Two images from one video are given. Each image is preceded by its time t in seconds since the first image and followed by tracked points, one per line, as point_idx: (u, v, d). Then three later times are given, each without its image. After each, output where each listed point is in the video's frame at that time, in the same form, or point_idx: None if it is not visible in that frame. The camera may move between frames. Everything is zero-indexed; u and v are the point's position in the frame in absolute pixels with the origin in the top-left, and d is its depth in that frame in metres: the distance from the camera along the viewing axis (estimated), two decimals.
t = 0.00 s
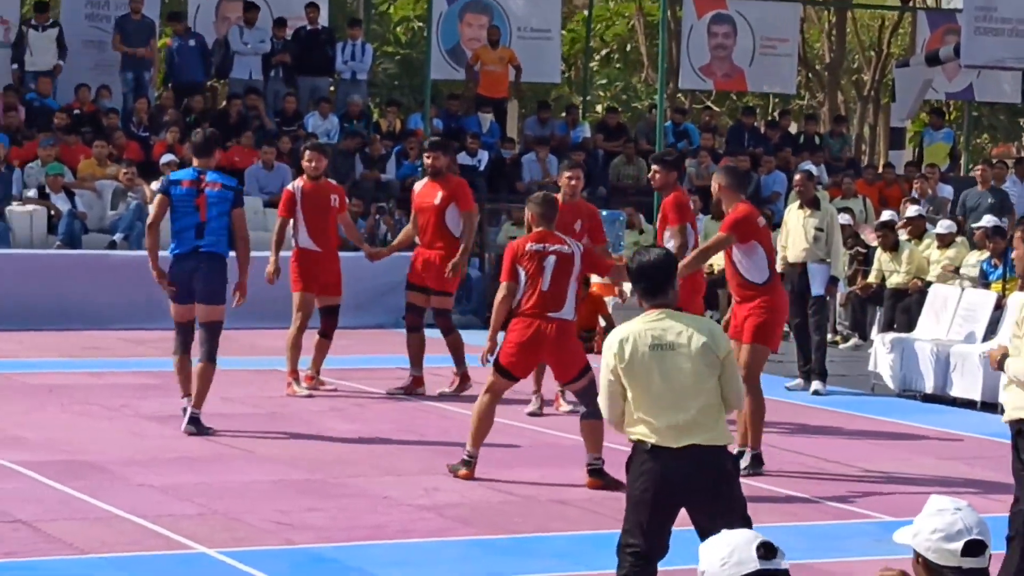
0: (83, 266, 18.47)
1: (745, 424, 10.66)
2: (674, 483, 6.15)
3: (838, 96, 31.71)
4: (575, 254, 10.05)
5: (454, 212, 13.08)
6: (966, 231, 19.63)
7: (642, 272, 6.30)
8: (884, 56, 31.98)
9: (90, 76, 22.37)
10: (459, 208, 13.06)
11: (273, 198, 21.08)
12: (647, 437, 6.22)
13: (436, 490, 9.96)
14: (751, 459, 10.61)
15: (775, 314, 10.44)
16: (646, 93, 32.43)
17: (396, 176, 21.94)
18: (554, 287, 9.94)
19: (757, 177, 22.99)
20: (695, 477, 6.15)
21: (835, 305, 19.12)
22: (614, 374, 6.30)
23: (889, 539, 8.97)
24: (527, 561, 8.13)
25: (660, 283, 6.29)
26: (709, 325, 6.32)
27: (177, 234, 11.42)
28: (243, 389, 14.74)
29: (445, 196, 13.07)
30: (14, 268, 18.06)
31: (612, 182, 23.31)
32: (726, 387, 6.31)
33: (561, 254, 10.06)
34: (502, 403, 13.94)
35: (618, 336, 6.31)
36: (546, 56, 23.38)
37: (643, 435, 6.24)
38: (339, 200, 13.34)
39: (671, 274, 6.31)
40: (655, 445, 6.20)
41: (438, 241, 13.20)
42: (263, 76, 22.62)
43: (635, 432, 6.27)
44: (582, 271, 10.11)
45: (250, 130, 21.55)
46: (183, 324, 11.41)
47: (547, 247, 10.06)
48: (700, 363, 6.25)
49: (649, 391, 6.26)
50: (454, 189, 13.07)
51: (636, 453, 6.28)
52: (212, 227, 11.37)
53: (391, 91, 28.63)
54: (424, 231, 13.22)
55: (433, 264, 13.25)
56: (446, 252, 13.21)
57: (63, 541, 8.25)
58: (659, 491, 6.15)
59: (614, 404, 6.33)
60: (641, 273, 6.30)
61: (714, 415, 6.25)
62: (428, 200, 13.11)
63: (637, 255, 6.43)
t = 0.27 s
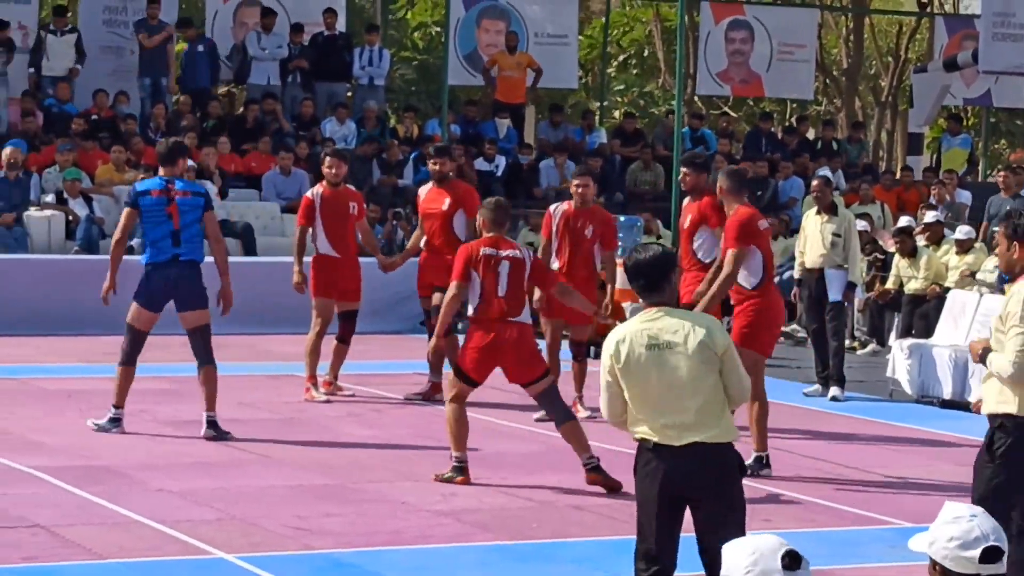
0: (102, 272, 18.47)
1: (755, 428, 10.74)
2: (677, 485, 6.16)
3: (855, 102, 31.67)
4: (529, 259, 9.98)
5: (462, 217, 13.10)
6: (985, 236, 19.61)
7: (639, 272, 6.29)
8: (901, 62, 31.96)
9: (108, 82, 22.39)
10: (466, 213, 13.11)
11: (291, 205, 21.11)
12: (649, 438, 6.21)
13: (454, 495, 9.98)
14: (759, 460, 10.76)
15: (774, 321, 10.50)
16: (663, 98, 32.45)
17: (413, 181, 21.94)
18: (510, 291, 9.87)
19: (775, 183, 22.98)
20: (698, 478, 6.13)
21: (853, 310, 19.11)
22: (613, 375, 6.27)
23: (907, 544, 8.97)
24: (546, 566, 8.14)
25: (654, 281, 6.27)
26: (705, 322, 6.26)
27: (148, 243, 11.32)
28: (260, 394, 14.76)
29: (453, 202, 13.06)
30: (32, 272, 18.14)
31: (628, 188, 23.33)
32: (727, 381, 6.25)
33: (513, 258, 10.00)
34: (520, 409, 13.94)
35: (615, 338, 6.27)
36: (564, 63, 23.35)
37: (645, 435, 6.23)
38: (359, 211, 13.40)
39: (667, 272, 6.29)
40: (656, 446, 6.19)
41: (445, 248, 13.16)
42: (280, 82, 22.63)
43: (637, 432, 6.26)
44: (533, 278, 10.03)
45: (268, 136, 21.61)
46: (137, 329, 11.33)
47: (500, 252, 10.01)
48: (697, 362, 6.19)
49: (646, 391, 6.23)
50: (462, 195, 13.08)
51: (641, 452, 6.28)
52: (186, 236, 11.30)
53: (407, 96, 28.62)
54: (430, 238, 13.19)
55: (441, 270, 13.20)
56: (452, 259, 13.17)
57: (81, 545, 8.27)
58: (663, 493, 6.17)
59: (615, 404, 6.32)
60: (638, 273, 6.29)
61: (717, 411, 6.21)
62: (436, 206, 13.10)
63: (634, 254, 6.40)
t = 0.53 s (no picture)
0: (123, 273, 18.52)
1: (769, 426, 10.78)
2: (694, 498, 5.88)
3: (877, 102, 31.63)
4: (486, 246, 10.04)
5: (477, 217, 13.05)
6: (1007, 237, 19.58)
7: (679, 274, 5.93)
8: (923, 62, 31.95)
9: (131, 82, 22.45)
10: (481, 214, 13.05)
11: (312, 205, 21.13)
12: (673, 447, 5.89)
13: (477, 495, 9.99)
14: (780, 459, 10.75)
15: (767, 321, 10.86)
16: (685, 99, 32.46)
17: (434, 181, 21.95)
18: (466, 276, 9.91)
19: (796, 183, 22.97)
20: (718, 493, 5.85)
21: (875, 311, 19.11)
22: (642, 380, 5.92)
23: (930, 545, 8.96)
24: (568, 567, 8.13)
25: (697, 284, 5.90)
26: (744, 333, 5.93)
27: (121, 236, 11.39)
28: (282, 394, 14.78)
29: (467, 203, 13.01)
30: (60, 271, 18.24)
31: (650, 187, 23.33)
32: (756, 395, 5.94)
33: (472, 245, 10.03)
34: (542, 409, 13.95)
35: (649, 340, 5.92)
36: (586, 63, 23.38)
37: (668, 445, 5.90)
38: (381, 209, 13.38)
39: (709, 278, 5.92)
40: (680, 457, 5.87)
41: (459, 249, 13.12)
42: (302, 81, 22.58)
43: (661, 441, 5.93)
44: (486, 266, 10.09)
45: (289, 136, 21.65)
46: (127, 324, 11.35)
47: (457, 239, 10.01)
48: (731, 373, 5.87)
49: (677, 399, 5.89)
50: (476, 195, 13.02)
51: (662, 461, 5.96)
52: (160, 228, 11.45)
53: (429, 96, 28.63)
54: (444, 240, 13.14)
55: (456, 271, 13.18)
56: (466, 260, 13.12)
57: (104, 545, 8.28)
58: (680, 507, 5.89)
59: (639, 410, 5.96)
60: (678, 275, 5.92)
61: (744, 426, 5.89)
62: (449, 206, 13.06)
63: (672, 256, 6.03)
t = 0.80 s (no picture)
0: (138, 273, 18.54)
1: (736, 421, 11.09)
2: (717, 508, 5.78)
3: (893, 102, 31.59)
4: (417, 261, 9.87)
5: (485, 216, 12.99)
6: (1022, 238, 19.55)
7: (721, 275, 5.86)
8: (937, 63, 31.93)
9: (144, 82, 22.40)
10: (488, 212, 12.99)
11: (326, 205, 21.14)
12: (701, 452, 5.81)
13: (491, 495, 9.98)
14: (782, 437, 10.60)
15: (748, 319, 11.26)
16: (699, 99, 32.46)
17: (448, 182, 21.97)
18: (393, 290, 9.76)
19: (810, 184, 22.95)
20: (741, 500, 5.76)
21: (889, 312, 19.11)
22: (674, 378, 5.83)
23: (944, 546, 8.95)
24: (582, 566, 8.14)
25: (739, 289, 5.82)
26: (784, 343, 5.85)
27: (100, 241, 11.45)
28: (296, 394, 14.78)
29: (473, 201, 12.98)
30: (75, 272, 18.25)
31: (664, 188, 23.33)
32: (790, 411, 5.86)
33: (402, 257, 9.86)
34: (556, 409, 13.95)
35: (686, 338, 5.85)
36: (600, 64, 23.39)
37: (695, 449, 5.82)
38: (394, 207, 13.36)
39: (756, 285, 5.85)
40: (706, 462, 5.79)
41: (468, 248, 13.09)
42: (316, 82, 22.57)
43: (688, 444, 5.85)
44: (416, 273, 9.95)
45: (304, 136, 21.67)
46: (117, 323, 11.46)
47: (388, 249, 9.85)
48: (767, 382, 5.80)
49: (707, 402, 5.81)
50: (484, 193, 12.98)
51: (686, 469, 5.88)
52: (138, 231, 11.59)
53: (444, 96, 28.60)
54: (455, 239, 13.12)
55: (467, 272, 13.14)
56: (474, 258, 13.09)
57: (118, 544, 8.29)
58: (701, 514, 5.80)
59: (667, 410, 5.87)
60: (721, 277, 5.84)
61: (772, 438, 5.81)
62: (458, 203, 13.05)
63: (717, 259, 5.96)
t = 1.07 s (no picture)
0: (154, 273, 18.55)
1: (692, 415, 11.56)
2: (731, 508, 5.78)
3: (910, 103, 31.55)
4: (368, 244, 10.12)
5: (498, 216, 12.99)
6: None
7: (757, 272, 5.86)
8: (955, 64, 31.90)
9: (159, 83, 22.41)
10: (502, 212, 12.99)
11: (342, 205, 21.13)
12: (719, 449, 5.79)
13: (508, 496, 9.99)
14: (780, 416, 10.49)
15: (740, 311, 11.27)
16: (716, 99, 32.43)
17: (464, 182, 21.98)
18: (344, 268, 9.99)
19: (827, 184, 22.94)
20: (757, 502, 5.76)
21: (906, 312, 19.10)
22: (699, 373, 5.82)
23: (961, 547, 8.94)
24: (598, 567, 8.14)
25: (772, 287, 5.82)
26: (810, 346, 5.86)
27: (76, 238, 11.53)
28: (312, 394, 14.79)
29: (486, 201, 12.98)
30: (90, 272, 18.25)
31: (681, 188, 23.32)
32: (811, 415, 5.87)
33: (354, 239, 10.12)
34: (572, 409, 13.95)
35: (714, 333, 5.84)
36: (616, 63, 23.37)
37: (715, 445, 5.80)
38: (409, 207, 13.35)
39: (789, 286, 5.85)
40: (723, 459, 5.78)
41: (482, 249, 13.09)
42: (332, 82, 22.60)
43: (709, 440, 5.83)
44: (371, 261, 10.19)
45: (320, 136, 21.68)
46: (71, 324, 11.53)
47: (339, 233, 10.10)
48: (791, 384, 5.80)
49: (730, 398, 5.79)
50: (496, 193, 12.98)
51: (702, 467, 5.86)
52: (110, 231, 11.63)
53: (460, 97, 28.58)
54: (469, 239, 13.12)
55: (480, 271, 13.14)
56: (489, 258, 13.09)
57: (135, 544, 8.30)
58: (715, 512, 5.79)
59: (688, 404, 5.86)
60: (757, 275, 5.85)
61: (791, 441, 5.82)
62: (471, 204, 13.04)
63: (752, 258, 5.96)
